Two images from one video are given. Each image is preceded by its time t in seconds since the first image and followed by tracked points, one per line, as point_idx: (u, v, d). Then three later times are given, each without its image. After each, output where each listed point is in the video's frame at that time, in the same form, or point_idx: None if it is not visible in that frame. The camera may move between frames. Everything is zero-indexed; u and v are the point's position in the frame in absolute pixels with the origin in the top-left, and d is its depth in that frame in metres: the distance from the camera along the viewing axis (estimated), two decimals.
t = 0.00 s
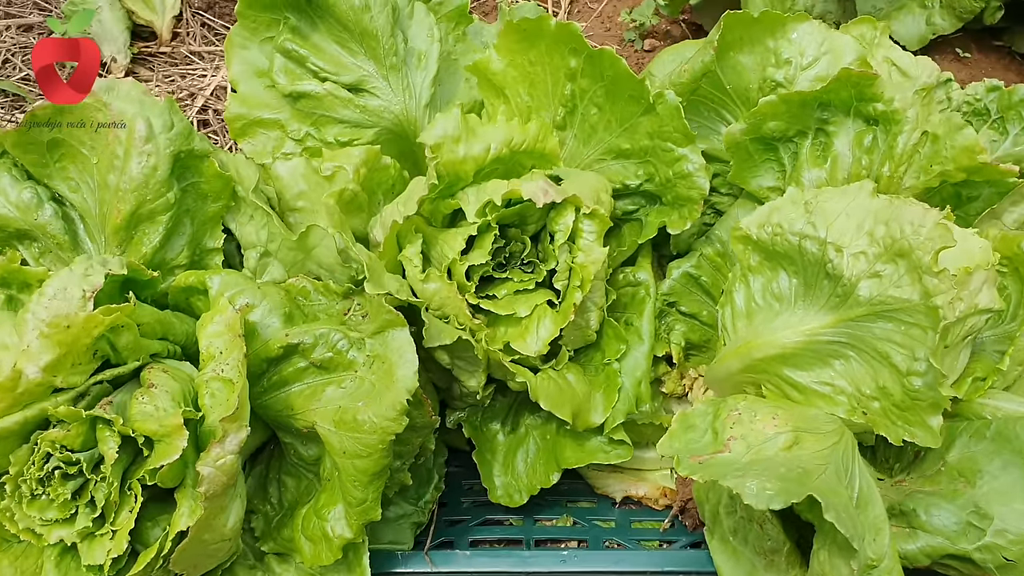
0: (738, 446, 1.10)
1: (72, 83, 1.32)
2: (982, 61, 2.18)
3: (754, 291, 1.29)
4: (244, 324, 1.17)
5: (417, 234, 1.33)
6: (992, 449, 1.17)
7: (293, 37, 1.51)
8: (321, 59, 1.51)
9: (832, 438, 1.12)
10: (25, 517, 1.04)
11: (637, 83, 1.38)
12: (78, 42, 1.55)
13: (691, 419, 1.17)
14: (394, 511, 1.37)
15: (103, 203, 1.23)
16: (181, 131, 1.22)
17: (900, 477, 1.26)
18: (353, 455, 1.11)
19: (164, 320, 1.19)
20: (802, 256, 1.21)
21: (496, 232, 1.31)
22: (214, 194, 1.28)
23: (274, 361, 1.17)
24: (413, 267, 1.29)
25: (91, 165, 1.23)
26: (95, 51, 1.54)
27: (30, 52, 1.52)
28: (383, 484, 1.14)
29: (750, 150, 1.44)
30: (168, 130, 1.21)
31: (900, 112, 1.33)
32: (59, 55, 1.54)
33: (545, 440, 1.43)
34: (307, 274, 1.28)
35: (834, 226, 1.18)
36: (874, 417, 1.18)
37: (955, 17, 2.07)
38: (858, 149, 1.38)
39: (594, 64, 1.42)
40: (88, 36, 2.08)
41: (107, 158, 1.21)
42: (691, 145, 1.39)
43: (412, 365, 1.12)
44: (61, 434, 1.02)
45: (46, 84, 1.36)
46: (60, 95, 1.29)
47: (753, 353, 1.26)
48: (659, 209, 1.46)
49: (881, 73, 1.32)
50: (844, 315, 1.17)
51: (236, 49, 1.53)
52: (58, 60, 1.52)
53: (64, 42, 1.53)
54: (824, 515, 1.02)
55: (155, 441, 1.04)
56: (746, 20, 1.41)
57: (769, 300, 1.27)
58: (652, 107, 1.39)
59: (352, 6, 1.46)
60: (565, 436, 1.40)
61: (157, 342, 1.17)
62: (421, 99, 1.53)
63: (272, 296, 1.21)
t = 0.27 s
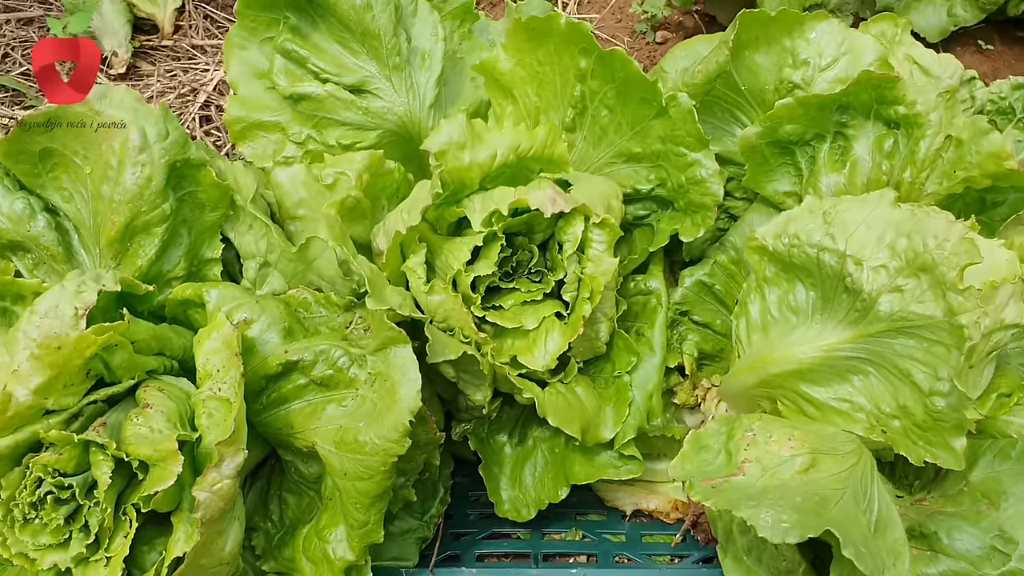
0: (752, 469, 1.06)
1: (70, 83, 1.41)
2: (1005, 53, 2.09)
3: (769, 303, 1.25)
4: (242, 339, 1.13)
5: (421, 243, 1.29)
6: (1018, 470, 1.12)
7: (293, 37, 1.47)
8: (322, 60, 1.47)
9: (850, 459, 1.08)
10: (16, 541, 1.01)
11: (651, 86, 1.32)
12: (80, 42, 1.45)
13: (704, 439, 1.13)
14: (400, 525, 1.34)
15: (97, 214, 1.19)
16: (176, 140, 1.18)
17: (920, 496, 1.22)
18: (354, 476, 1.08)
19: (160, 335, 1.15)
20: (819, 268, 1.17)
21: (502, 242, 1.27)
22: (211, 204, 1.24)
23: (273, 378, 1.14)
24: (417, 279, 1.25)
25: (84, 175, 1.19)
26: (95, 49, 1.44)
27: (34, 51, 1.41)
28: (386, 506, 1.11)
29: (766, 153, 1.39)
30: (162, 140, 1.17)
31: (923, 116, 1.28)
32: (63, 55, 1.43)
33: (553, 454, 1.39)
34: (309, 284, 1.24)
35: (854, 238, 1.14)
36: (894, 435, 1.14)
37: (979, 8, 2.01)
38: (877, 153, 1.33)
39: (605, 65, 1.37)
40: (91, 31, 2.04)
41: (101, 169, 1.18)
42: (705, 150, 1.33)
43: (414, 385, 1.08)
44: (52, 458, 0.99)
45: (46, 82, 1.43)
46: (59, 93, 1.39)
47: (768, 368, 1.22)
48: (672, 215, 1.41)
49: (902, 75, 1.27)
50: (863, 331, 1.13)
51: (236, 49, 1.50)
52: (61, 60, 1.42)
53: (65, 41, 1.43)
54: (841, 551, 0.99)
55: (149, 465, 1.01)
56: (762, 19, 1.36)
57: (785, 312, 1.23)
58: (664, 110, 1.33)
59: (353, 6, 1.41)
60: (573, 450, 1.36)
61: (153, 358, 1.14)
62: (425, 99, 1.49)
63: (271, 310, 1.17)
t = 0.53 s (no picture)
0: (755, 456, 1.04)
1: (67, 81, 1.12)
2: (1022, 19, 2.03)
3: (775, 284, 1.22)
4: (235, 322, 1.11)
5: (419, 221, 1.26)
6: None
7: (286, 7, 1.42)
8: (316, 30, 1.42)
9: (856, 447, 1.06)
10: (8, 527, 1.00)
11: (656, 58, 1.27)
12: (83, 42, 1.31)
13: (706, 424, 1.11)
14: (398, 506, 1.32)
15: (85, 193, 1.16)
16: (165, 117, 1.15)
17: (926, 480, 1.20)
18: (349, 463, 1.07)
19: (151, 316, 1.13)
20: (827, 249, 1.13)
21: (501, 220, 1.23)
22: (203, 181, 1.21)
23: (267, 361, 1.12)
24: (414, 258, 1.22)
25: (72, 153, 1.16)
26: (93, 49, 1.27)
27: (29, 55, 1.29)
28: (382, 492, 1.10)
29: (773, 128, 1.35)
30: (151, 116, 1.14)
31: (937, 89, 1.23)
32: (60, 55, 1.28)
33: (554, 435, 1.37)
34: (303, 264, 1.22)
35: (862, 218, 1.10)
36: (901, 420, 1.12)
37: None
38: (889, 127, 1.29)
39: (607, 35, 1.31)
40: None
41: (89, 146, 1.14)
42: (710, 125, 1.29)
43: (411, 371, 1.06)
44: (42, 445, 0.97)
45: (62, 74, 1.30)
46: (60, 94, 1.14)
47: (773, 350, 1.19)
48: (676, 190, 1.37)
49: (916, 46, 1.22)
50: (871, 314, 1.10)
51: (228, 19, 1.45)
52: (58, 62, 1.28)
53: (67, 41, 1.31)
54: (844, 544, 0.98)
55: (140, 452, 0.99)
56: None
57: (791, 293, 1.20)
58: (668, 83, 1.29)
59: None
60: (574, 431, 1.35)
61: (144, 340, 1.12)
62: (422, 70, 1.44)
63: (264, 292, 1.14)
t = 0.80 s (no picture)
0: (738, 427, 1.05)
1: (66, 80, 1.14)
2: None
3: (764, 253, 1.22)
4: (224, 292, 1.12)
5: (409, 190, 1.26)
6: (1009, 426, 1.11)
7: None
8: None
9: (840, 418, 1.07)
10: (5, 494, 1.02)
11: (649, 23, 1.24)
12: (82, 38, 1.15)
13: (691, 394, 1.12)
14: (390, 469, 1.33)
15: (74, 162, 1.16)
16: (152, 86, 1.15)
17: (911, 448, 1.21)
18: (338, 433, 1.08)
19: (142, 285, 1.14)
20: (815, 220, 1.13)
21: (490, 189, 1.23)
22: (192, 150, 1.21)
23: (256, 331, 1.13)
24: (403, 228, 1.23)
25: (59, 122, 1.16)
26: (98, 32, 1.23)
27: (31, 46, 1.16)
28: (371, 460, 1.12)
29: (768, 94, 1.34)
30: (138, 86, 1.14)
31: (933, 55, 1.20)
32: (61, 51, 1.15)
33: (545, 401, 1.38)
34: (293, 232, 1.21)
35: (852, 187, 1.09)
36: (885, 390, 1.12)
37: None
38: (884, 94, 1.27)
39: None
40: None
41: (76, 116, 1.14)
42: (701, 91, 1.27)
43: (396, 346, 1.07)
44: (34, 415, 0.99)
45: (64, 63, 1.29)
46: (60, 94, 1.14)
47: (761, 320, 1.20)
48: (668, 155, 1.36)
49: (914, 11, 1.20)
50: (859, 285, 1.10)
51: None
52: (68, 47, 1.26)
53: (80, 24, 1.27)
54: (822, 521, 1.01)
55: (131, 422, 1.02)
56: None
57: (778, 262, 1.20)
58: (661, 49, 1.27)
59: None
60: (562, 397, 1.35)
61: (135, 309, 1.13)
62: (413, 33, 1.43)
63: (253, 262, 1.15)
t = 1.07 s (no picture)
0: (721, 444, 1.08)
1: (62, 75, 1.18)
2: None
3: (749, 271, 1.24)
4: (220, 311, 1.14)
5: (402, 208, 1.28)
6: (989, 442, 1.13)
7: None
8: (302, 10, 1.42)
9: (821, 436, 1.09)
10: (10, 508, 1.06)
11: (639, 45, 1.27)
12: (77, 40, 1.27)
13: (676, 411, 1.16)
14: (386, 478, 1.35)
15: (74, 183, 1.19)
16: (149, 108, 1.17)
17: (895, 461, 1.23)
18: (331, 449, 1.11)
19: (141, 303, 1.17)
20: (799, 240, 1.15)
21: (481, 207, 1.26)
22: (188, 169, 1.23)
23: (252, 349, 1.16)
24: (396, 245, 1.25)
25: (58, 143, 1.18)
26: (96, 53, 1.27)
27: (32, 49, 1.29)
28: (363, 474, 1.15)
29: (757, 109, 1.35)
30: (135, 109, 1.16)
31: (919, 74, 1.22)
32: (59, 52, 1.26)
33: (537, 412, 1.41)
34: (288, 249, 1.23)
35: (835, 209, 1.11)
36: (868, 407, 1.14)
37: None
38: (871, 111, 1.29)
39: (592, 15, 1.28)
40: None
41: (75, 138, 1.17)
42: (690, 109, 1.29)
43: (388, 364, 1.10)
44: (36, 433, 1.02)
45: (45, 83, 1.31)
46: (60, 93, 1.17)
47: (747, 336, 1.21)
48: (659, 171, 1.37)
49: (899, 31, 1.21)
50: (842, 305, 1.11)
51: None
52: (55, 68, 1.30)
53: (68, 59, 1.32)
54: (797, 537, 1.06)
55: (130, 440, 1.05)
56: None
57: (764, 280, 1.22)
58: (650, 67, 1.29)
59: None
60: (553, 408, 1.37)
61: (134, 326, 1.15)
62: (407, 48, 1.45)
63: (249, 280, 1.18)
